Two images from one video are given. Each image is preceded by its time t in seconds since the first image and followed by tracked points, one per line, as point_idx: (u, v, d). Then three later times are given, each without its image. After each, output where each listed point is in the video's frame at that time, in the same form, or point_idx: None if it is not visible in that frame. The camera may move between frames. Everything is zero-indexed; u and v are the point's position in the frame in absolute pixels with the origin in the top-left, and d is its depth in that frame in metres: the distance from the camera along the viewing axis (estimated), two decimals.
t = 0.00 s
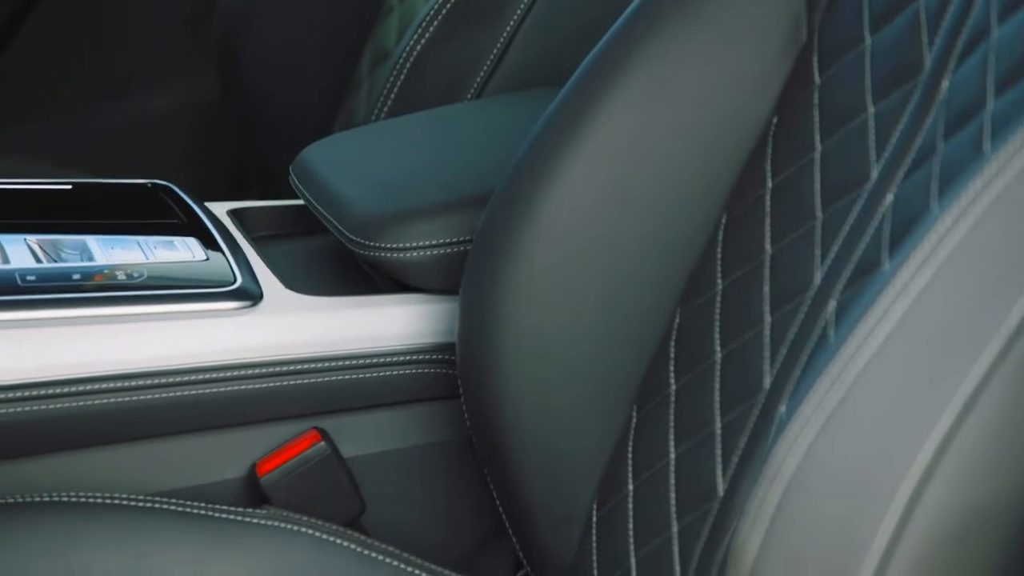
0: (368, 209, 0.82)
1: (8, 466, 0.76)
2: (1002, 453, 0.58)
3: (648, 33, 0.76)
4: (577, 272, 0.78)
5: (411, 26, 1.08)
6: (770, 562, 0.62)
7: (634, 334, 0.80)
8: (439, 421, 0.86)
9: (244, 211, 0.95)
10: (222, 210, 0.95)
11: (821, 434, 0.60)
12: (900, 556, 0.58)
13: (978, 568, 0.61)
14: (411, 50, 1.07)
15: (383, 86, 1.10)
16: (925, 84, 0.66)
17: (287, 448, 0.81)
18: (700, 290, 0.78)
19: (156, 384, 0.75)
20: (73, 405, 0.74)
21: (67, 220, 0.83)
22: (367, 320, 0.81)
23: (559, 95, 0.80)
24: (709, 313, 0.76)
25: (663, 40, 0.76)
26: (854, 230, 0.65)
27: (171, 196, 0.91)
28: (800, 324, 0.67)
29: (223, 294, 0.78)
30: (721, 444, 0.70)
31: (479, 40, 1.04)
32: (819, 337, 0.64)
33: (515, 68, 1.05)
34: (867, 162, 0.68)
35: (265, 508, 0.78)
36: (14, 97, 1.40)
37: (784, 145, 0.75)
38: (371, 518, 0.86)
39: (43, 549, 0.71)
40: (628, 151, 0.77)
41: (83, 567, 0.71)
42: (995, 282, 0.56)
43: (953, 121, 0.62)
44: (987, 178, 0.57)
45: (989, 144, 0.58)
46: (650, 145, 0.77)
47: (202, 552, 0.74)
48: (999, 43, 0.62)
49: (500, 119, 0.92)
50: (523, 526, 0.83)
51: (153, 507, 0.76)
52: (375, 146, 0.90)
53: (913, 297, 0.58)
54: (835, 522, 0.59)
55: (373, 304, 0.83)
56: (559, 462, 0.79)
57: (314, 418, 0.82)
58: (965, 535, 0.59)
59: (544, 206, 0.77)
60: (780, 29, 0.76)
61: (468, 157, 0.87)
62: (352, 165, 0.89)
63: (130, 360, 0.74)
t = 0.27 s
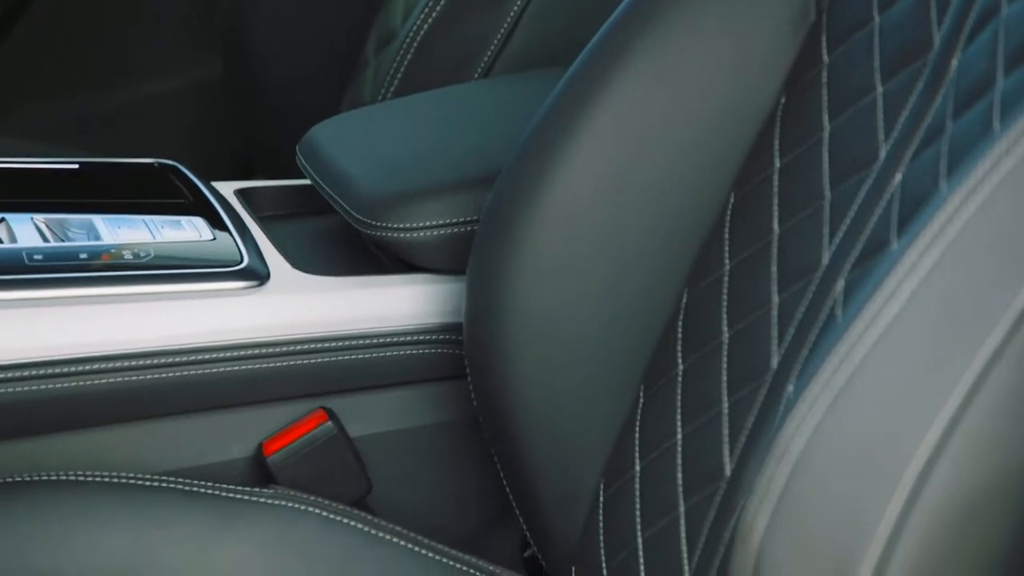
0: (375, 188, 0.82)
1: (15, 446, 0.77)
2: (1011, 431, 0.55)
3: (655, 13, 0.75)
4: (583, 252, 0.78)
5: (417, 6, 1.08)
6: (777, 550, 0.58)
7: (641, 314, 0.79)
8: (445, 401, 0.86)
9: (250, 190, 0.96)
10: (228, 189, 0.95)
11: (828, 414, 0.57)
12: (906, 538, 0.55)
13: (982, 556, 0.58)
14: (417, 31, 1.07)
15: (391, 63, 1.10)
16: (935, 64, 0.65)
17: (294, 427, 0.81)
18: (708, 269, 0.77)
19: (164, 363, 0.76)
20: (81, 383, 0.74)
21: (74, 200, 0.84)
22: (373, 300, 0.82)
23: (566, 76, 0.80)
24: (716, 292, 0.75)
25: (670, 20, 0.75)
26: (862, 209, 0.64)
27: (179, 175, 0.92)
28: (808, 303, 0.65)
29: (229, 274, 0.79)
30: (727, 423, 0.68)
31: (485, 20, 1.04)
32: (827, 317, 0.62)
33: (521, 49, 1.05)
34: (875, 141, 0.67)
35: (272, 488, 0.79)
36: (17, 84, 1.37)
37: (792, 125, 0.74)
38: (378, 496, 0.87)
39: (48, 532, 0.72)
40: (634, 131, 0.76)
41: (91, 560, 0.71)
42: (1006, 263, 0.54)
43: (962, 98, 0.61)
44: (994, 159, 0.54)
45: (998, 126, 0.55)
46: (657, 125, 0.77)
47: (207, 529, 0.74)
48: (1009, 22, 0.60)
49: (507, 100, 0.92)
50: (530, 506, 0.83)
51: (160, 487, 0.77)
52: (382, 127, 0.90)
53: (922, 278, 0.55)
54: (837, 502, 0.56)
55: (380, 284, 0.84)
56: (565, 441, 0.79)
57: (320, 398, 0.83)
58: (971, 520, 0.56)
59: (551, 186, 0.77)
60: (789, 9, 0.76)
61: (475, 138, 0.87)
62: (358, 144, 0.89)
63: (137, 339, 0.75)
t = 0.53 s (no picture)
0: (381, 170, 0.82)
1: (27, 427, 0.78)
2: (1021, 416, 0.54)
3: None
4: (591, 235, 0.78)
5: None
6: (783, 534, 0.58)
7: (647, 297, 0.79)
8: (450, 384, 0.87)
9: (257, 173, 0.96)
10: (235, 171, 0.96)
11: (836, 397, 0.56)
12: (913, 524, 0.55)
13: (986, 544, 0.57)
14: (423, 15, 1.07)
15: (397, 46, 1.10)
16: (943, 48, 0.64)
17: (300, 410, 0.82)
18: (715, 251, 0.76)
19: (171, 346, 0.76)
20: (89, 366, 0.75)
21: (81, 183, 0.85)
22: (378, 283, 0.83)
23: (573, 58, 0.79)
24: (722, 276, 0.74)
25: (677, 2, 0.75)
26: (869, 193, 0.64)
27: (185, 158, 0.93)
28: (817, 286, 0.65)
29: (235, 257, 0.79)
30: (734, 406, 0.68)
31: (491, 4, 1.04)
32: (834, 301, 0.61)
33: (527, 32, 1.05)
34: (883, 124, 0.66)
35: (278, 471, 0.80)
36: None
37: (798, 107, 0.74)
38: (384, 479, 0.88)
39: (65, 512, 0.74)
40: (641, 114, 0.76)
41: (104, 537, 0.73)
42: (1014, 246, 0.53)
43: (971, 80, 0.60)
44: (1004, 140, 0.54)
45: (1007, 109, 0.55)
46: (663, 108, 0.76)
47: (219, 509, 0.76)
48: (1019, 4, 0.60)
49: (513, 83, 0.92)
50: (537, 490, 0.83)
51: (169, 471, 0.77)
52: (389, 110, 0.90)
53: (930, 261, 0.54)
54: (844, 486, 0.56)
55: (386, 268, 0.84)
56: (572, 424, 0.79)
57: (327, 381, 0.83)
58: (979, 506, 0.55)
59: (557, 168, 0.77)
60: None
61: (481, 121, 0.87)
62: (364, 127, 0.89)
63: (143, 322, 0.76)
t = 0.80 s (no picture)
0: (388, 152, 0.82)
1: (32, 408, 0.78)
2: None
3: None
4: (599, 216, 0.77)
5: None
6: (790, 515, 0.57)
7: (655, 279, 0.79)
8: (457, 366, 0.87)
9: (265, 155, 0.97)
10: (242, 153, 0.96)
11: (844, 379, 0.55)
12: (920, 509, 0.54)
13: (996, 526, 0.56)
14: None
15: (405, 26, 1.09)
16: (954, 26, 0.64)
17: (308, 391, 0.82)
18: (723, 232, 0.76)
19: (179, 328, 0.77)
20: (96, 347, 0.75)
21: (89, 165, 0.86)
22: (385, 264, 0.83)
23: (581, 40, 0.79)
24: (731, 257, 0.74)
25: None
26: (878, 174, 0.64)
27: (193, 141, 0.94)
28: (825, 267, 0.65)
29: (243, 239, 0.80)
30: (742, 387, 0.68)
31: None
32: (842, 282, 0.61)
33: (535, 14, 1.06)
34: (893, 105, 0.66)
35: (286, 452, 0.80)
36: None
37: (807, 89, 0.73)
38: (393, 461, 0.88)
39: (75, 491, 0.74)
40: (648, 96, 0.76)
41: (112, 518, 0.74)
42: None
43: (981, 59, 0.59)
44: (1014, 120, 0.53)
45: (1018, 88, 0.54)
46: (672, 90, 0.76)
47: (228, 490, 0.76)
48: None
49: (521, 65, 0.92)
50: (545, 471, 0.83)
51: (177, 451, 0.77)
52: (397, 90, 0.90)
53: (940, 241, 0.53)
54: (851, 468, 0.55)
55: (394, 249, 0.84)
56: (579, 406, 0.79)
57: (335, 362, 0.84)
58: (988, 488, 0.54)
59: (566, 150, 0.76)
60: None
61: (489, 102, 0.87)
62: (372, 108, 0.89)
63: (151, 304, 0.76)
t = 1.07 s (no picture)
0: (394, 133, 0.83)
1: (39, 388, 0.78)
2: None
3: None
4: (605, 198, 0.77)
5: None
6: (796, 498, 0.56)
7: (660, 261, 0.78)
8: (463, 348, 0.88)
9: (272, 137, 0.97)
10: (248, 135, 0.96)
11: (851, 360, 0.54)
12: (925, 493, 0.53)
13: (1001, 509, 0.55)
14: None
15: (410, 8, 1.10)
16: (963, 6, 0.63)
17: (315, 373, 0.83)
18: (731, 216, 0.76)
19: (186, 309, 0.77)
20: (102, 328, 0.76)
21: (96, 146, 0.86)
22: (392, 245, 0.83)
23: (588, 21, 0.79)
24: (738, 239, 0.74)
25: None
26: (885, 156, 0.63)
27: (200, 122, 0.94)
28: (834, 248, 0.64)
29: (250, 221, 0.80)
30: (749, 369, 0.68)
31: None
32: (850, 265, 0.61)
33: None
34: (902, 87, 0.65)
35: (292, 433, 0.80)
36: None
37: (815, 71, 0.73)
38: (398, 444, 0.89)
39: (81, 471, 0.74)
40: (655, 78, 0.76)
41: (119, 498, 0.74)
42: None
43: (990, 40, 0.59)
44: None
45: None
46: (679, 72, 0.76)
47: (235, 472, 0.77)
48: None
49: (527, 47, 0.91)
50: (552, 454, 0.83)
51: (184, 432, 0.77)
52: (403, 72, 0.90)
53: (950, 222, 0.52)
54: (857, 450, 0.54)
55: (400, 231, 0.85)
56: (586, 389, 0.79)
57: (341, 344, 0.84)
58: (995, 473, 0.54)
59: (573, 132, 0.76)
60: None
61: (495, 85, 0.87)
62: (378, 89, 0.89)
63: (157, 286, 0.76)
